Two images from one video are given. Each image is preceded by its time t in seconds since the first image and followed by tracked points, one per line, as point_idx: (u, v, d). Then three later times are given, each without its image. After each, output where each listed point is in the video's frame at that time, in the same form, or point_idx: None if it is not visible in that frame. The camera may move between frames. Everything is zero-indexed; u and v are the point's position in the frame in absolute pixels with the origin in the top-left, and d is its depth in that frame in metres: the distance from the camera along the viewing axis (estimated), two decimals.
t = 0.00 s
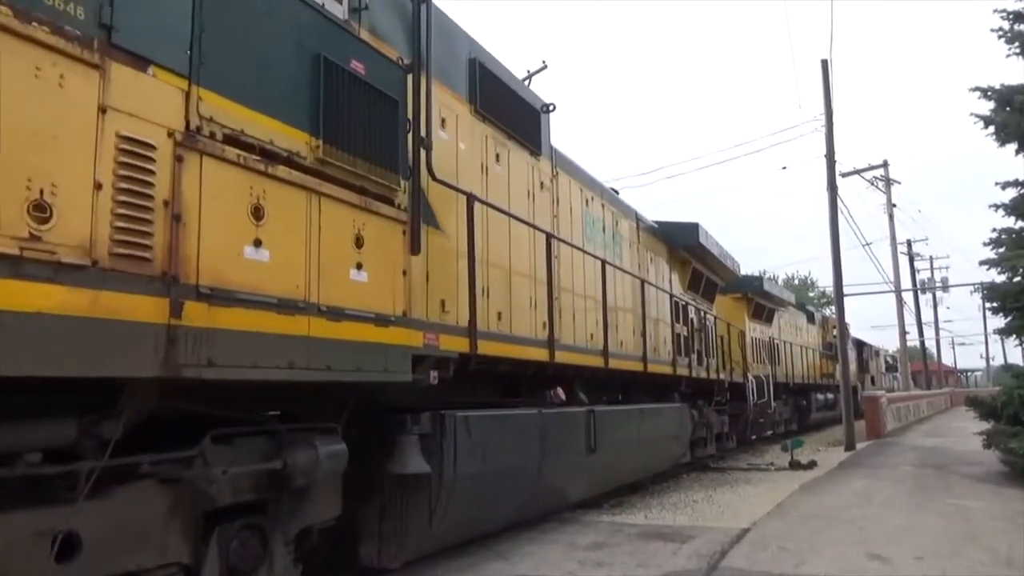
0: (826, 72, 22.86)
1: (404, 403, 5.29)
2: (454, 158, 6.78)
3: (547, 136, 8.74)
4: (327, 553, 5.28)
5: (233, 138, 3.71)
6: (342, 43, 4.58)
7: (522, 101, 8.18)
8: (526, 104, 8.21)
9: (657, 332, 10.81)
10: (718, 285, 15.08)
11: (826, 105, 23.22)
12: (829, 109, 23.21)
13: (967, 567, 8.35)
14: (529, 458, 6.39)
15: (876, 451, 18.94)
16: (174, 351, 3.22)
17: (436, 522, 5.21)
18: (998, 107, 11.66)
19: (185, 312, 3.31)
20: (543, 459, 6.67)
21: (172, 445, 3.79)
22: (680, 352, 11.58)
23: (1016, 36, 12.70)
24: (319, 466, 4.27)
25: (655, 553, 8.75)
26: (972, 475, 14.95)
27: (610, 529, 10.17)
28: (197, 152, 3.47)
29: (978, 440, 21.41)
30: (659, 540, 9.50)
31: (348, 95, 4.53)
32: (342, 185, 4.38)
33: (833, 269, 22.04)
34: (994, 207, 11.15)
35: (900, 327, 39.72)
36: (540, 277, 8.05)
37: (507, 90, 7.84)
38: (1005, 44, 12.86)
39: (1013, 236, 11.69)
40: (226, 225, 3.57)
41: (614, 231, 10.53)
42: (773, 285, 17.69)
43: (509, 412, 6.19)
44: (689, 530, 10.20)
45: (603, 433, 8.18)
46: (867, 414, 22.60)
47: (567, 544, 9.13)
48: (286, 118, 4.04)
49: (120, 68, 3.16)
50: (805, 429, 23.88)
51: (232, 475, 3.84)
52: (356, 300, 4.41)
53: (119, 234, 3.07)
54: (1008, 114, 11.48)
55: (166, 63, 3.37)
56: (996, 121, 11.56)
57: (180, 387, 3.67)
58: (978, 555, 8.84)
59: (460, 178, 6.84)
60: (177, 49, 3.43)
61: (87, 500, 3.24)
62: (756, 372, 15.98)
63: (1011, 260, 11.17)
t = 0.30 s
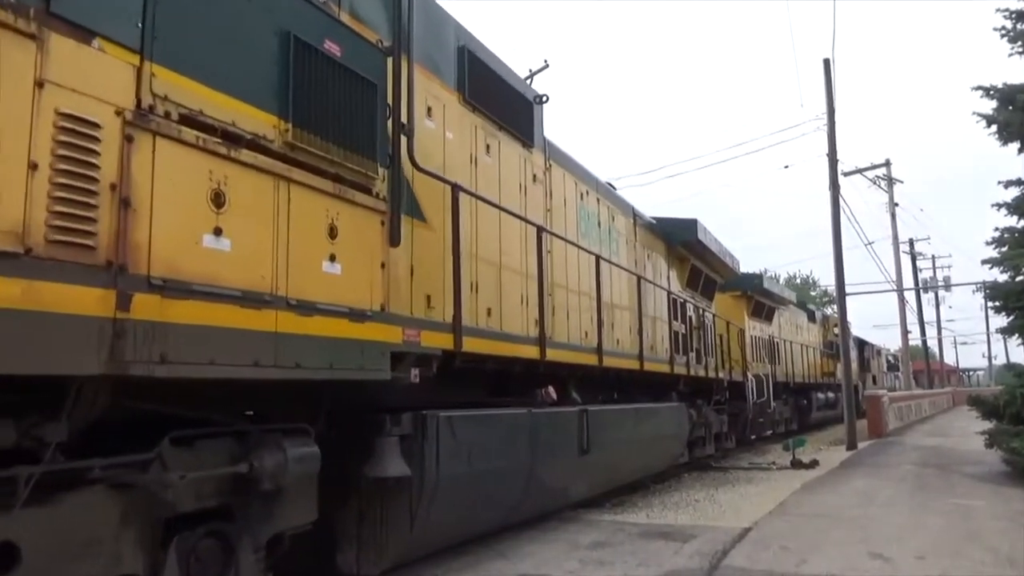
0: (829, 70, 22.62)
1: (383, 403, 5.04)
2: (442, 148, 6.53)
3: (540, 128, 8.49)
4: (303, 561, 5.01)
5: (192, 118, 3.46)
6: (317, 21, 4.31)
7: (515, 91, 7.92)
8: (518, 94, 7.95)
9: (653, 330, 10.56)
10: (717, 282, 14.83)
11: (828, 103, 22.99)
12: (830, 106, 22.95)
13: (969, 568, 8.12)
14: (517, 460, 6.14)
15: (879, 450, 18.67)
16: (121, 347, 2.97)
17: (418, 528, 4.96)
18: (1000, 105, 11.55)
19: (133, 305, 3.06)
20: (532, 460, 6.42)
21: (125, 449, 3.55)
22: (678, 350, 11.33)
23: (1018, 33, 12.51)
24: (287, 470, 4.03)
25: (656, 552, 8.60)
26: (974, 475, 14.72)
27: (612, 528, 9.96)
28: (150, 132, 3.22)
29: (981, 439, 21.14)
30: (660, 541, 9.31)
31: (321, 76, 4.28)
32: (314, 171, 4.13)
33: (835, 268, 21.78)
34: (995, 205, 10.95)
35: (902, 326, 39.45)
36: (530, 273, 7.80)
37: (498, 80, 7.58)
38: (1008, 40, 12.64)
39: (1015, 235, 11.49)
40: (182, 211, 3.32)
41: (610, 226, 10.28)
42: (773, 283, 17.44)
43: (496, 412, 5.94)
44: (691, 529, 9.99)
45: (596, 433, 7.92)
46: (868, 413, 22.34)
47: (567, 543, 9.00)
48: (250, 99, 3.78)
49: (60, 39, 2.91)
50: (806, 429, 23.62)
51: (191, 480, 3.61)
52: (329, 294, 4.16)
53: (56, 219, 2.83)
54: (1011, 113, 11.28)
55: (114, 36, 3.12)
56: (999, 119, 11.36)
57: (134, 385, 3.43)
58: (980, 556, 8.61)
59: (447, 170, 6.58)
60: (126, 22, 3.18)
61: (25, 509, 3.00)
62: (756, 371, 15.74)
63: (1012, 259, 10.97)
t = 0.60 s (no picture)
0: (829, 69, 22.40)
1: (359, 402, 4.80)
2: (427, 137, 6.26)
3: (532, 119, 8.23)
4: (276, 569, 4.76)
5: (141, 95, 3.20)
6: None
7: (506, 81, 7.66)
8: (507, 83, 7.69)
9: (648, 327, 10.32)
10: (715, 280, 14.58)
11: (829, 101, 22.76)
12: (830, 104, 22.73)
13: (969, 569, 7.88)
14: (503, 461, 5.90)
15: (880, 449, 18.41)
16: (55, 342, 2.72)
17: (396, 534, 4.71)
18: (1002, 105, 11.50)
19: (70, 297, 2.81)
20: (519, 461, 6.18)
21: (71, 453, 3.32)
22: (674, 348, 11.08)
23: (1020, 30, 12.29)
24: (249, 474, 3.79)
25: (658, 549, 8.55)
26: (974, 474, 14.47)
27: (614, 526, 9.83)
28: (90, 108, 2.96)
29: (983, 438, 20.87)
30: (661, 539, 9.18)
31: (288, 55, 4.02)
32: (279, 155, 3.88)
33: (836, 266, 21.54)
34: (996, 203, 10.73)
35: (903, 325, 39.19)
36: (519, 267, 7.56)
37: (488, 68, 7.32)
38: (1008, 39, 12.48)
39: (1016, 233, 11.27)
40: (127, 194, 3.06)
41: (604, 221, 10.02)
42: (772, 281, 17.20)
43: (481, 412, 5.69)
44: (691, 527, 9.81)
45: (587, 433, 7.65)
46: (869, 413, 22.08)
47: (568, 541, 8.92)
48: (207, 76, 3.53)
49: None
50: (806, 428, 23.36)
51: (142, 485, 3.37)
52: (297, 286, 3.90)
53: None
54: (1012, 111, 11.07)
55: (49, 4, 2.87)
56: (1000, 116, 11.14)
57: (79, 384, 3.17)
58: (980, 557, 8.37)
59: (432, 160, 6.33)
60: None
61: None
62: (755, 369, 15.49)
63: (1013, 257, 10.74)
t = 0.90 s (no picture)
0: (831, 68, 22.18)
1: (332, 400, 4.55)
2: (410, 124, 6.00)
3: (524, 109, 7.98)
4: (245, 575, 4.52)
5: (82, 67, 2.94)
6: None
7: (495, 69, 7.41)
8: (497, 71, 7.43)
9: (643, 324, 10.08)
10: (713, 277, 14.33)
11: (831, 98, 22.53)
12: (832, 102, 22.49)
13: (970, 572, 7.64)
14: (488, 462, 5.65)
15: (881, 448, 18.16)
16: None
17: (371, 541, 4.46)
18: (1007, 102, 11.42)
19: None
20: (506, 462, 5.92)
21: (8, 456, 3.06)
22: (670, 346, 10.83)
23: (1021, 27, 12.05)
24: (206, 479, 3.49)
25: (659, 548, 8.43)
26: (975, 473, 14.22)
27: (617, 524, 9.68)
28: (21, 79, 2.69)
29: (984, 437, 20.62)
30: (661, 537, 9.02)
31: (250, 30, 3.76)
32: (240, 137, 3.62)
33: (837, 264, 21.30)
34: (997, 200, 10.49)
35: (904, 324, 38.93)
36: (507, 261, 7.32)
37: (476, 56, 7.07)
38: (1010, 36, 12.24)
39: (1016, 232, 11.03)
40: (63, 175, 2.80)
41: (598, 215, 9.78)
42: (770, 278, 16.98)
43: (464, 412, 5.43)
44: (691, 526, 9.61)
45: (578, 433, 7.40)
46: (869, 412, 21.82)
47: (569, 540, 8.76)
48: (157, 50, 3.27)
49: None
50: (806, 427, 23.11)
51: (85, 492, 3.11)
52: (260, 277, 3.64)
53: None
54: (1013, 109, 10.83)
55: None
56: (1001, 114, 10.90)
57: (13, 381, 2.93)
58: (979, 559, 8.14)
59: (417, 149, 6.07)
60: None
61: None
62: (753, 368, 15.24)
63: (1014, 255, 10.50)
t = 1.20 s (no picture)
0: (833, 64, 21.93)
1: (301, 401, 4.30)
2: (390, 112, 5.75)
3: (513, 99, 7.73)
4: None
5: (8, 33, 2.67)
6: None
7: (483, 58, 7.16)
8: (485, 60, 7.18)
9: (637, 322, 9.84)
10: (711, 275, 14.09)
11: (833, 96, 22.26)
12: (834, 99, 22.26)
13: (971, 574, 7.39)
14: (471, 464, 5.38)
15: (882, 448, 17.89)
16: None
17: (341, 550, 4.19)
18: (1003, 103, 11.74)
19: None
20: (490, 464, 5.66)
21: None
22: (666, 344, 10.59)
23: None
24: (155, 485, 3.24)
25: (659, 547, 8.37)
26: (978, 472, 13.95)
27: (617, 523, 9.54)
28: None
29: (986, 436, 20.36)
30: (662, 536, 8.91)
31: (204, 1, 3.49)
32: (193, 116, 3.35)
33: (838, 262, 21.05)
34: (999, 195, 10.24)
35: (905, 323, 38.70)
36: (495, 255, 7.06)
37: (463, 43, 6.83)
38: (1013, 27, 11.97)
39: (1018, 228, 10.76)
40: None
41: (592, 209, 9.53)
42: (770, 276, 16.78)
43: (446, 412, 5.18)
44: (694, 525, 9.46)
45: (569, 433, 7.14)
46: (870, 410, 21.57)
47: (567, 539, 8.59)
48: (95, 20, 3.02)
49: None
50: (807, 426, 22.88)
51: (18, 499, 2.85)
52: (215, 268, 3.38)
53: None
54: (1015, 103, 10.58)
55: None
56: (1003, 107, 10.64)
57: None
58: (981, 561, 7.88)
59: (398, 138, 5.82)
60: None
61: None
62: (751, 366, 14.99)
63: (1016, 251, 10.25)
